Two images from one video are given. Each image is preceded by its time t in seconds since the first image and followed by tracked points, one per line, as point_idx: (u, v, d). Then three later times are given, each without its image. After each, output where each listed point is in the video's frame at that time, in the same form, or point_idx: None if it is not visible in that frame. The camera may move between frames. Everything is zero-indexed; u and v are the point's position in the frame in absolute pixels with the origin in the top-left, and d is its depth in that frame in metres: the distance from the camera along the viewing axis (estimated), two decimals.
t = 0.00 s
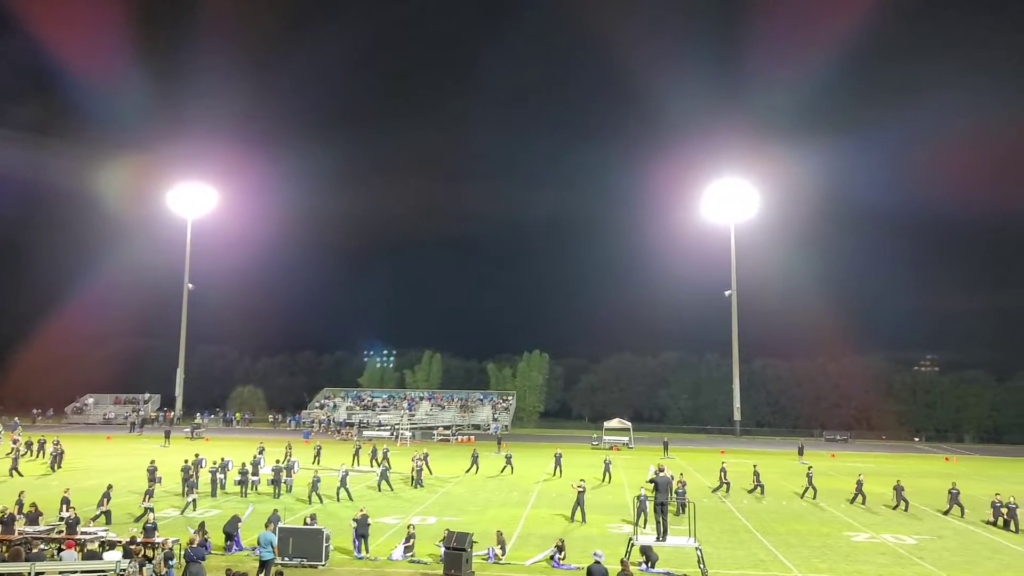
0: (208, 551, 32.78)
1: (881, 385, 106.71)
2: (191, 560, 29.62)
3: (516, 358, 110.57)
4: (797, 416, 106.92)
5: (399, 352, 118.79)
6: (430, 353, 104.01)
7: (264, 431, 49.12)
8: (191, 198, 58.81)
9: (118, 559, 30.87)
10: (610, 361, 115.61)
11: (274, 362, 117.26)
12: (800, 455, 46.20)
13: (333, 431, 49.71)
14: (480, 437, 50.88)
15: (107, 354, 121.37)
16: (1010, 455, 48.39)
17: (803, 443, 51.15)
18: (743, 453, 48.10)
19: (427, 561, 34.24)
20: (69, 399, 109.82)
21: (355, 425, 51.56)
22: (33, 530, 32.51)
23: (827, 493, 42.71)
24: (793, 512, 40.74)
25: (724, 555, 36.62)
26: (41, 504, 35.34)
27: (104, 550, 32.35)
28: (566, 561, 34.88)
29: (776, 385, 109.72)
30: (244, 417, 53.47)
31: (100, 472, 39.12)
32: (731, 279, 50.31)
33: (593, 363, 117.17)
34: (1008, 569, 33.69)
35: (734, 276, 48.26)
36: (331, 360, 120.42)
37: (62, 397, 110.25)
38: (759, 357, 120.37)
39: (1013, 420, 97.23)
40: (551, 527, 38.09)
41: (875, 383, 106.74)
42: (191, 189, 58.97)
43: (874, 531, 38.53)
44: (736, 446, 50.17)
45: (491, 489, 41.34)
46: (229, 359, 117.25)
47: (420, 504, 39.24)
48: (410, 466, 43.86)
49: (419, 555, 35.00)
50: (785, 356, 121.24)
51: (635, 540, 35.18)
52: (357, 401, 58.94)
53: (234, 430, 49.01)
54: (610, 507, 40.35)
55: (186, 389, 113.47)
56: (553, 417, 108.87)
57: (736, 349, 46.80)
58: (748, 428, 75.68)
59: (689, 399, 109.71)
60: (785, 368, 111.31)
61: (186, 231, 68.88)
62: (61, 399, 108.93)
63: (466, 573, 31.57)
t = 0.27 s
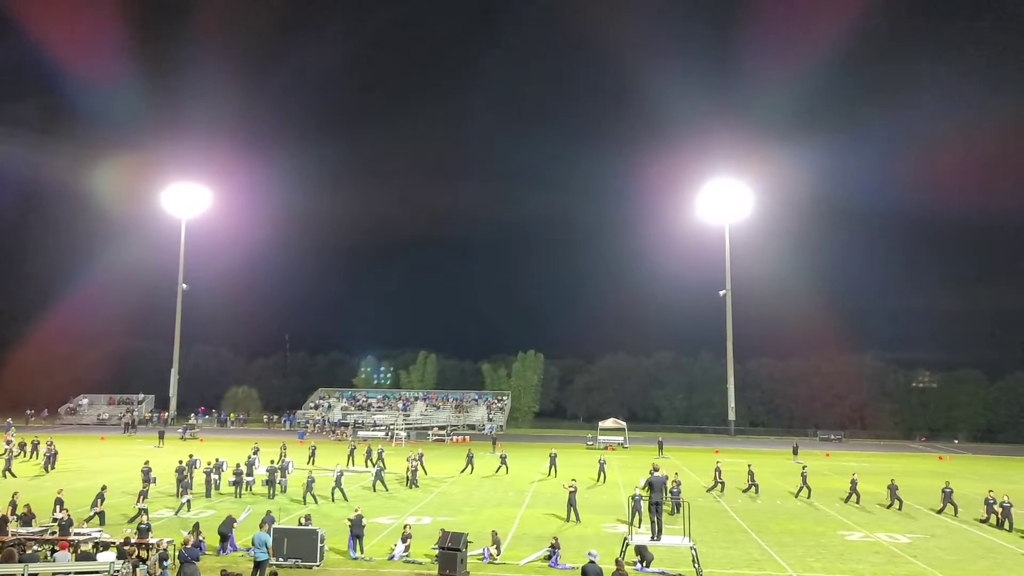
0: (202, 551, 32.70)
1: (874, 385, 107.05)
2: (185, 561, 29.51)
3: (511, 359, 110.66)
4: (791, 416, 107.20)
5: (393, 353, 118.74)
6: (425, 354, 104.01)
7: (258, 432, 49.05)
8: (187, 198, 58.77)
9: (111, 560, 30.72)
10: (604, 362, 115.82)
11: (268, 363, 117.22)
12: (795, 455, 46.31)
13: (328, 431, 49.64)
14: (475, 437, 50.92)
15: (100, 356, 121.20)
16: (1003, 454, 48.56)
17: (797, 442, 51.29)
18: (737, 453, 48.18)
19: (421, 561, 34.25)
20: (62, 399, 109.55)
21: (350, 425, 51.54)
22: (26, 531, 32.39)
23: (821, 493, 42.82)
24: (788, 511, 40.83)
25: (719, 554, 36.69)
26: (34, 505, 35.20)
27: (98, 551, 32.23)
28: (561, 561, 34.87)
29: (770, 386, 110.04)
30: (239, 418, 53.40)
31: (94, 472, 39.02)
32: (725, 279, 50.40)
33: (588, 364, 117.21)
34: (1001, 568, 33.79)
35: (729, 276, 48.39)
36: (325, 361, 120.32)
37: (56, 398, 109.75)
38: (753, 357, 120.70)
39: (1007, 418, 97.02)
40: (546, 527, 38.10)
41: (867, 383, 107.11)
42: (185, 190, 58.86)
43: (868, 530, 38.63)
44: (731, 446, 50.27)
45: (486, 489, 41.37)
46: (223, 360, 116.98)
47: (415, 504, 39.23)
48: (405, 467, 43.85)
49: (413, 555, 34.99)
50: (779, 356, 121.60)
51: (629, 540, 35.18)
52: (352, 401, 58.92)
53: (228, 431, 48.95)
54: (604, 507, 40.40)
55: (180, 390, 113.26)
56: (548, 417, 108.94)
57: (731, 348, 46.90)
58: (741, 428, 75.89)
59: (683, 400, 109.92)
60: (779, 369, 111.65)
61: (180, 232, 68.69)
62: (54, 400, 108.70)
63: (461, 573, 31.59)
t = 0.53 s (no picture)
0: (198, 552, 32.66)
1: (870, 383, 107.12)
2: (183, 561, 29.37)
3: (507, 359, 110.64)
4: (787, 415, 107.26)
5: (389, 353, 118.67)
6: (421, 354, 103.97)
7: (254, 433, 49.03)
8: (183, 198, 58.76)
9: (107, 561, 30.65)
10: (600, 361, 115.85)
11: (264, 364, 117.16)
12: (791, 454, 46.38)
13: (324, 432, 49.67)
14: (471, 437, 50.94)
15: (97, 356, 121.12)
16: (998, 453, 48.69)
17: (793, 441, 51.35)
18: (733, 452, 48.21)
19: (418, 561, 34.26)
20: (57, 401, 109.56)
21: (346, 426, 51.55)
22: (22, 533, 32.35)
23: (817, 492, 42.89)
24: (784, 510, 40.87)
25: (715, 553, 36.73)
26: (30, 506, 35.19)
27: (94, 551, 32.17)
28: (558, 560, 34.87)
29: (766, 385, 110.12)
30: (235, 419, 53.39)
31: (89, 473, 39.00)
32: (721, 279, 50.43)
33: (584, 363, 117.19)
34: (996, 566, 33.86)
35: (724, 275, 48.41)
36: (321, 362, 120.17)
37: (51, 401, 109.54)
38: (749, 356, 120.77)
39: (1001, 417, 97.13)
40: (542, 527, 38.11)
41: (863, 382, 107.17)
42: (180, 190, 58.85)
43: (864, 529, 38.70)
44: (727, 445, 50.31)
45: (483, 489, 41.39)
46: (219, 361, 116.86)
47: (412, 504, 39.25)
48: (402, 467, 43.87)
49: (410, 555, 35.01)
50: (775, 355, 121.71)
51: (626, 539, 35.18)
52: (348, 401, 58.93)
53: (224, 432, 48.92)
54: (601, 506, 40.43)
55: (175, 391, 113.08)
56: (544, 417, 108.92)
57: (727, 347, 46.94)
58: (737, 428, 75.95)
59: (680, 399, 109.91)
60: (776, 368, 111.79)
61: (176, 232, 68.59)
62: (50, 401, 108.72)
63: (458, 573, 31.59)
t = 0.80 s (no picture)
0: (197, 549, 32.68)
1: (868, 377, 107.25)
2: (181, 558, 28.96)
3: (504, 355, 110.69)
4: (785, 410, 107.38)
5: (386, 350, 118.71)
6: (418, 351, 103.99)
7: (252, 430, 49.08)
8: (180, 195, 58.76)
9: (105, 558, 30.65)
10: (599, 357, 115.93)
11: (261, 361, 117.23)
12: (788, 449, 46.46)
13: (322, 429, 49.73)
14: (469, 434, 51.00)
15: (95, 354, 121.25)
16: (995, 446, 48.88)
17: (791, 436, 51.41)
18: (731, 447, 48.28)
19: (416, 557, 34.32)
20: (55, 398, 109.63)
21: (344, 422, 51.61)
22: (20, 531, 32.39)
23: (815, 486, 42.96)
24: (781, 505, 40.94)
25: (713, 548, 36.79)
26: (28, 504, 35.24)
27: (93, 549, 32.20)
28: (557, 555, 34.92)
29: (764, 380, 110.25)
30: (233, 416, 53.45)
31: (88, 471, 39.06)
32: (718, 273, 50.47)
33: (582, 360, 117.34)
34: (994, 559, 33.92)
35: (722, 270, 48.46)
36: (319, 359, 120.17)
37: (48, 398, 109.47)
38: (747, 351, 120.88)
39: (998, 411, 97.80)
40: (540, 523, 38.18)
41: (861, 376, 107.30)
42: (176, 188, 58.86)
43: (861, 523, 38.76)
44: (724, 440, 50.38)
45: (481, 485, 41.45)
46: (216, 359, 116.87)
47: (410, 500, 39.30)
48: (400, 463, 43.94)
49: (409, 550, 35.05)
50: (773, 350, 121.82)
51: (623, 534, 35.22)
52: (346, 398, 59.00)
53: (222, 429, 48.98)
54: (599, 502, 40.49)
55: (173, 388, 113.09)
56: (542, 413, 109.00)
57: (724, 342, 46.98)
58: (735, 422, 76.09)
59: (677, 394, 109.99)
60: (774, 363, 111.97)
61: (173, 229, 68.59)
62: (48, 399, 108.79)
63: (456, 569, 31.62)
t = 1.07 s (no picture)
0: (199, 534, 32.85)
1: (867, 358, 107.37)
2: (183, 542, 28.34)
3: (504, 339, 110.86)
4: (785, 393, 107.65)
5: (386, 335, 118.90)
6: (418, 336, 104.15)
7: (253, 416, 49.27)
8: (177, 181, 58.64)
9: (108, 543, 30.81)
10: (598, 341, 116.11)
11: (262, 347, 117.49)
12: (787, 431, 46.59)
13: (322, 414, 49.90)
14: (469, 418, 51.20)
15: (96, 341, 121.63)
16: (994, 427, 49.03)
17: (790, 418, 51.56)
18: (730, 430, 48.42)
19: (417, 540, 34.51)
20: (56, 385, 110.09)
21: (344, 408, 51.81)
22: (23, 517, 32.56)
23: (814, 468, 43.13)
24: (780, 487, 41.11)
25: (712, 530, 36.99)
26: (31, 491, 35.44)
27: (96, 534, 32.37)
28: (557, 538, 35.12)
29: (764, 362, 110.47)
30: (233, 402, 53.65)
31: (89, 457, 39.25)
32: (717, 256, 50.41)
33: (581, 343, 117.54)
34: (992, 539, 34.08)
35: (721, 252, 48.42)
36: (319, 344, 120.37)
37: (49, 384, 109.97)
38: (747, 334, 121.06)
39: (997, 392, 98.00)
40: (540, 506, 38.39)
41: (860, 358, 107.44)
42: (174, 174, 58.73)
43: (860, 504, 38.93)
44: (723, 423, 50.54)
45: (481, 469, 41.64)
46: (216, 345, 117.15)
47: (411, 485, 39.50)
48: (400, 448, 44.14)
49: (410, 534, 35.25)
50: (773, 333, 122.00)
51: (623, 516, 35.38)
52: (346, 383, 59.19)
53: (223, 415, 49.18)
54: (599, 485, 40.68)
55: (173, 374, 113.38)
56: (542, 397, 109.28)
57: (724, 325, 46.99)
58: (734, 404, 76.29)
59: (677, 377, 110.20)
60: (773, 346, 112.20)
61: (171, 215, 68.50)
62: (49, 385, 109.25)
63: (457, 553, 31.79)
